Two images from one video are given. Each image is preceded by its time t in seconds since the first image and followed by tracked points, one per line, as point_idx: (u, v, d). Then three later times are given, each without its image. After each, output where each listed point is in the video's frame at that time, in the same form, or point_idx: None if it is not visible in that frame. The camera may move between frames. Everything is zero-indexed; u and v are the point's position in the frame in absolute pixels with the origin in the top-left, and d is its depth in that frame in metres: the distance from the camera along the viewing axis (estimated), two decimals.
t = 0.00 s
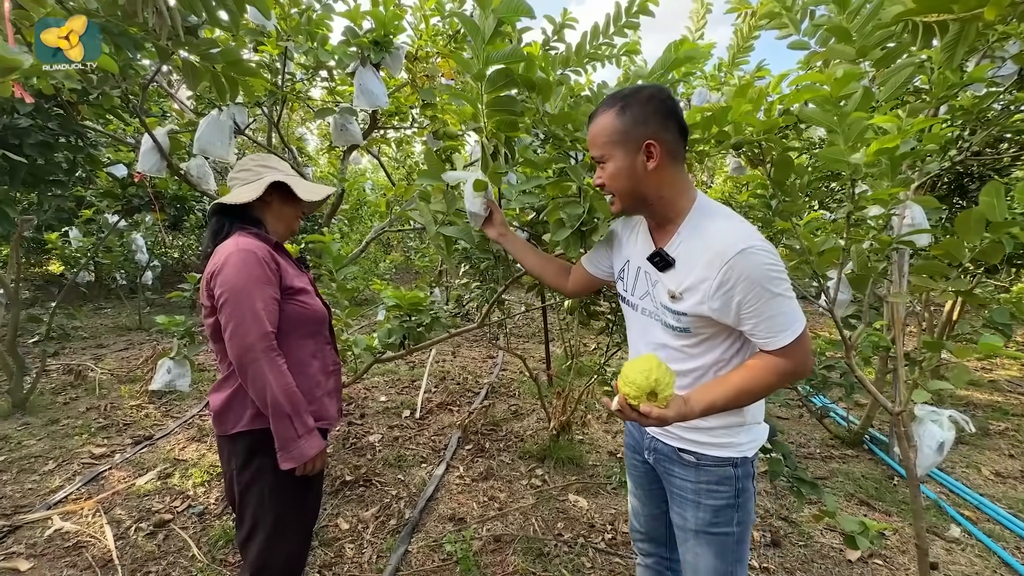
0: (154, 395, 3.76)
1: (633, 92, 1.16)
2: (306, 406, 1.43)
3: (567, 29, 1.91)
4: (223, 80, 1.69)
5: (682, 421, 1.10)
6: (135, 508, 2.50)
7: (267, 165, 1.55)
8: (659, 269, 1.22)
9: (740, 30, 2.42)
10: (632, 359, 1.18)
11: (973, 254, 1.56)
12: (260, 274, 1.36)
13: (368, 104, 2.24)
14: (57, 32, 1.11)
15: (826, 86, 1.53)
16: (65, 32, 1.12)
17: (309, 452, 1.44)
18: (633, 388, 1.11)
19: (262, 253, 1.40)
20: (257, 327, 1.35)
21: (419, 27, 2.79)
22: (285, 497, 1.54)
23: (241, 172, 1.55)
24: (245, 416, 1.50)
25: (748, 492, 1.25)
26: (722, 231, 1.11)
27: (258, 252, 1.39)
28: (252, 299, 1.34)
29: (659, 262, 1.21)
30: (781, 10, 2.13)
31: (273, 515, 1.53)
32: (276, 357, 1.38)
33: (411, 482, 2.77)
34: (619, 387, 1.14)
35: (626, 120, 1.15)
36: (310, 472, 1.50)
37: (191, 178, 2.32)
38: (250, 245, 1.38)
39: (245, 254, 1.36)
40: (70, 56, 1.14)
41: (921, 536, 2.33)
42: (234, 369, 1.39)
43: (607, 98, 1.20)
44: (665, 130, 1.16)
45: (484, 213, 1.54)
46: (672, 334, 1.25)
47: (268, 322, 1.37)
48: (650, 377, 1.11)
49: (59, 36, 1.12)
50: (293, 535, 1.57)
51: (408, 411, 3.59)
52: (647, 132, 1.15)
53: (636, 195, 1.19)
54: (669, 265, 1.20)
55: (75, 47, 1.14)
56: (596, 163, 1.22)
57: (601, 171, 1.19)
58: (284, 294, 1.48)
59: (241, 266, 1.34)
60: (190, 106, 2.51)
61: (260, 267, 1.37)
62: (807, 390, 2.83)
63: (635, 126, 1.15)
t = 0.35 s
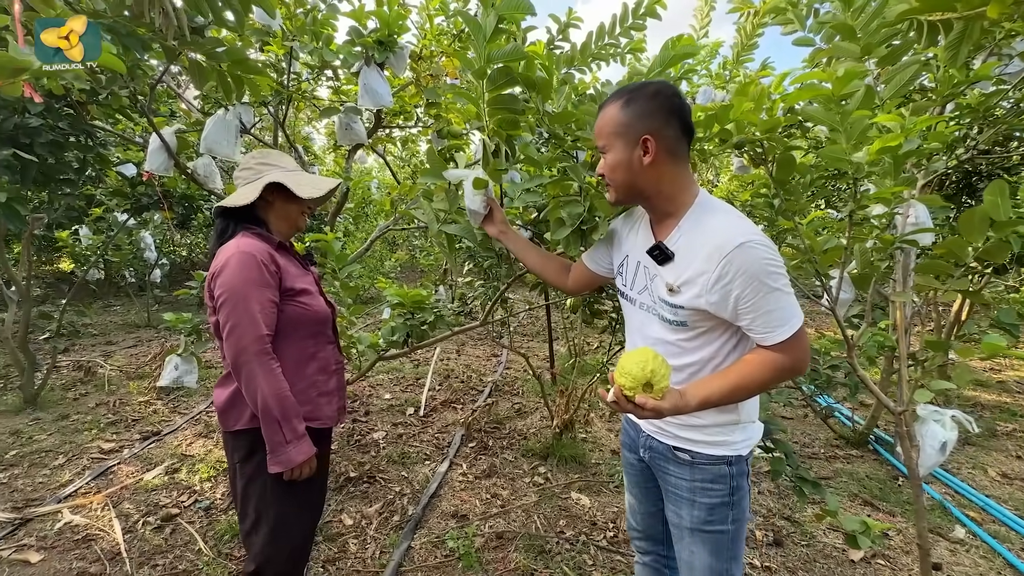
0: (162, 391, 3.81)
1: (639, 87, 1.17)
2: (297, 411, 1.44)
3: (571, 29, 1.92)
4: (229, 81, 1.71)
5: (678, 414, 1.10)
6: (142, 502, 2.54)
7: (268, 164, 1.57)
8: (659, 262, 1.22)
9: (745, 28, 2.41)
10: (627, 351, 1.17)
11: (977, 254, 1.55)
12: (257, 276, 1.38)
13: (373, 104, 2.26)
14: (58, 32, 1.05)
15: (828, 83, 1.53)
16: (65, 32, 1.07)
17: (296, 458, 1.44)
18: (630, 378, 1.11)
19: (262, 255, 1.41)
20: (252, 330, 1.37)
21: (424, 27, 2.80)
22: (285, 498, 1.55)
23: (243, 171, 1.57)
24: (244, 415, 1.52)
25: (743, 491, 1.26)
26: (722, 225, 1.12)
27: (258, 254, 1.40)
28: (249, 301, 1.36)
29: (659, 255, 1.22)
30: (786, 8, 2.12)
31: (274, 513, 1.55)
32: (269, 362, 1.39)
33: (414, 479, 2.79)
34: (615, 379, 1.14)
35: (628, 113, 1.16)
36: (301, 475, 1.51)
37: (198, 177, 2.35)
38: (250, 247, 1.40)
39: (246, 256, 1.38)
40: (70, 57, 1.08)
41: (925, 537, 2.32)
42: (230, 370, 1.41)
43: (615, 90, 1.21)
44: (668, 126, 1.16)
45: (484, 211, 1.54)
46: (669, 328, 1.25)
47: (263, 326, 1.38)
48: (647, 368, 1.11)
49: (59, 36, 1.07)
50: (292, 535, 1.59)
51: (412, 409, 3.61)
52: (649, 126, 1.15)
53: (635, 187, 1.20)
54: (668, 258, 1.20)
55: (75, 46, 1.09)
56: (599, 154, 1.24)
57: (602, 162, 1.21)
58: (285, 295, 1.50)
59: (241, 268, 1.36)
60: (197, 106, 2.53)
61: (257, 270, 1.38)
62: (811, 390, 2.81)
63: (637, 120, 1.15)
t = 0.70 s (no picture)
0: (170, 385, 3.86)
1: (655, 78, 1.17)
2: (293, 409, 1.45)
3: (576, 26, 1.92)
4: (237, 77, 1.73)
5: (674, 408, 1.11)
6: (150, 495, 2.57)
7: (279, 161, 1.58)
8: (659, 257, 1.23)
9: (751, 25, 2.40)
10: (626, 343, 1.20)
11: (982, 252, 1.54)
12: (259, 275, 1.39)
13: (378, 101, 2.26)
14: (56, 31, 1.01)
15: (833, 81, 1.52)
16: (65, 31, 1.03)
17: (291, 456, 1.45)
18: (626, 369, 1.13)
19: (265, 253, 1.43)
20: (251, 327, 1.38)
21: (429, 24, 2.81)
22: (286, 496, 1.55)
23: (253, 166, 1.58)
24: (244, 410, 1.54)
25: (738, 489, 1.26)
26: (724, 220, 1.12)
27: (261, 252, 1.41)
28: (250, 299, 1.38)
29: (659, 249, 1.22)
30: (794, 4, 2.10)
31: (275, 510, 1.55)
32: (268, 360, 1.41)
33: (417, 474, 2.81)
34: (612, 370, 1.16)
35: (641, 102, 1.16)
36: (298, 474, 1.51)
37: (205, 173, 2.37)
38: (253, 245, 1.41)
39: (249, 254, 1.39)
40: (70, 57, 1.06)
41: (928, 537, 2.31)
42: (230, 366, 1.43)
43: (631, 79, 1.21)
44: (679, 119, 1.17)
45: (488, 206, 1.55)
46: (667, 323, 1.26)
47: (263, 324, 1.40)
48: (642, 360, 1.13)
49: (59, 36, 1.03)
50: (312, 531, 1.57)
51: (416, 405, 3.64)
52: (660, 117, 1.16)
53: (639, 177, 1.21)
54: (668, 253, 1.21)
55: (75, 47, 1.06)
56: (607, 140, 1.24)
57: (610, 148, 1.22)
58: (288, 293, 1.51)
59: (243, 266, 1.38)
60: (204, 103, 2.55)
61: (259, 269, 1.39)
62: (815, 389, 2.81)
63: (649, 109, 1.16)
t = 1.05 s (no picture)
0: (177, 379, 3.89)
1: (674, 76, 1.16)
2: (312, 410, 1.45)
3: (583, 23, 1.91)
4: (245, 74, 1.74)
5: (677, 409, 1.11)
6: (157, 487, 2.60)
7: (268, 155, 1.56)
8: (657, 257, 1.22)
9: (761, 22, 2.37)
10: (628, 347, 1.19)
11: (993, 253, 1.53)
12: (265, 275, 1.39)
13: (384, 98, 2.25)
14: (57, 31, 1.10)
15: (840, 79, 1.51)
16: (67, 33, 1.11)
17: (314, 457, 1.45)
18: (630, 372, 1.13)
19: (271, 252, 1.42)
20: (261, 330, 1.38)
21: (435, 20, 2.80)
22: (296, 500, 1.58)
23: (248, 167, 1.59)
24: (253, 411, 1.53)
25: (743, 487, 1.26)
26: (721, 219, 1.12)
27: (265, 252, 1.41)
28: (257, 300, 1.38)
29: (657, 250, 1.21)
30: None
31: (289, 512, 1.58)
32: (278, 361, 1.41)
33: (421, 470, 2.82)
34: (616, 373, 1.15)
35: (655, 97, 1.15)
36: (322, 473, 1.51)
37: (212, 169, 2.38)
38: (257, 244, 1.40)
39: (254, 254, 1.39)
40: (69, 57, 1.13)
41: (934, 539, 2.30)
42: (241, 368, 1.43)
43: (649, 74, 1.20)
44: (689, 120, 1.16)
45: (499, 207, 1.56)
46: (668, 324, 1.26)
47: (271, 325, 1.40)
48: (647, 363, 1.13)
49: (59, 36, 1.11)
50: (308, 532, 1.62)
51: (420, 401, 3.65)
52: (670, 115, 1.15)
53: (640, 170, 1.20)
54: (666, 253, 1.20)
55: (74, 46, 1.13)
56: (614, 130, 1.23)
57: (615, 137, 1.21)
58: (294, 293, 1.51)
59: (249, 267, 1.37)
60: (212, 99, 2.56)
61: (265, 269, 1.39)
62: (821, 389, 2.79)
63: (661, 106, 1.15)
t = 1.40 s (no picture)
0: (184, 371, 3.92)
1: (658, 74, 1.14)
2: (303, 417, 1.40)
3: (592, 16, 1.88)
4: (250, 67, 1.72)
5: (676, 403, 1.10)
6: (163, 477, 2.62)
7: (257, 147, 1.46)
8: (668, 251, 1.21)
9: (774, 17, 2.33)
10: (631, 335, 1.18)
11: (1008, 253, 1.49)
12: (253, 276, 1.31)
13: (390, 91, 2.24)
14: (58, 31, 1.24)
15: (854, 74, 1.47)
16: (66, 33, 1.25)
17: (302, 466, 1.40)
18: (631, 361, 1.11)
19: (261, 250, 1.34)
20: (251, 334, 1.32)
21: (443, 14, 2.78)
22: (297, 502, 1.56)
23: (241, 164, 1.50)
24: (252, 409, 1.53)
25: (744, 487, 1.24)
26: (735, 215, 1.10)
27: (255, 250, 1.32)
28: (246, 303, 1.31)
29: (669, 244, 1.20)
30: None
31: (287, 513, 1.57)
32: (270, 366, 1.35)
33: (425, 465, 2.82)
34: (616, 361, 1.13)
35: (646, 101, 1.13)
36: (313, 482, 1.47)
37: (219, 162, 2.38)
38: (247, 242, 1.33)
39: (242, 253, 1.31)
40: (70, 55, 1.28)
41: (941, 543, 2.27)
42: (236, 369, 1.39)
43: (631, 79, 1.19)
44: (687, 112, 1.14)
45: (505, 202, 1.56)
46: (675, 320, 1.24)
47: (263, 328, 1.33)
48: (649, 353, 1.11)
49: (60, 36, 1.25)
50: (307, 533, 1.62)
51: (424, 396, 3.65)
52: (669, 113, 1.13)
53: (651, 175, 1.18)
54: (678, 247, 1.19)
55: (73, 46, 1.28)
56: (615, 142, 1.21)
57: (618, 150, 1.19)
58: (291, 290, 1.43)
59: (237, 267, 1.30)
60: (219, 92, 2.56)
61: (253, 270, 1.31)
62: (829, 390, 2.75)
63: (655, 107, 1.13)
